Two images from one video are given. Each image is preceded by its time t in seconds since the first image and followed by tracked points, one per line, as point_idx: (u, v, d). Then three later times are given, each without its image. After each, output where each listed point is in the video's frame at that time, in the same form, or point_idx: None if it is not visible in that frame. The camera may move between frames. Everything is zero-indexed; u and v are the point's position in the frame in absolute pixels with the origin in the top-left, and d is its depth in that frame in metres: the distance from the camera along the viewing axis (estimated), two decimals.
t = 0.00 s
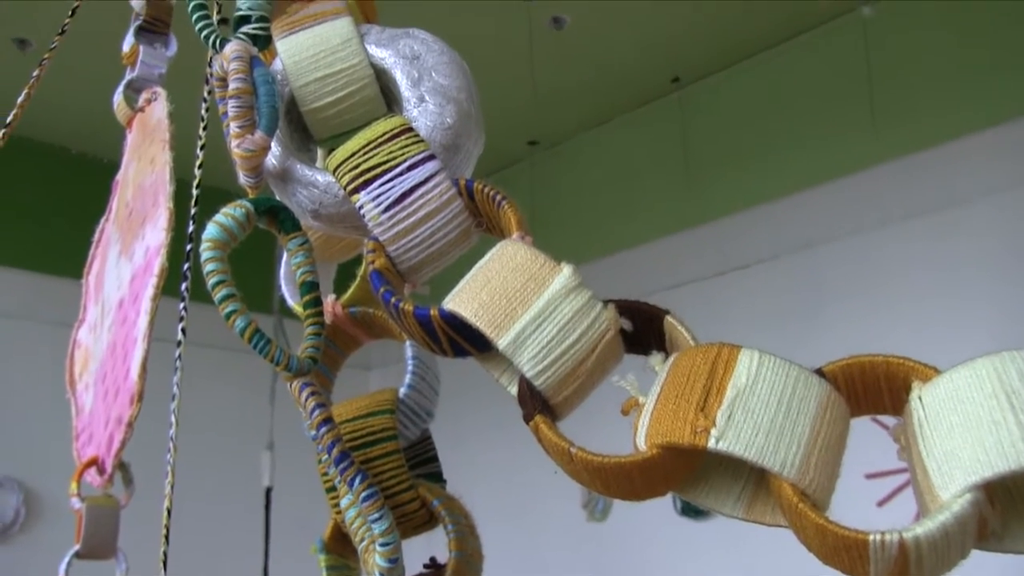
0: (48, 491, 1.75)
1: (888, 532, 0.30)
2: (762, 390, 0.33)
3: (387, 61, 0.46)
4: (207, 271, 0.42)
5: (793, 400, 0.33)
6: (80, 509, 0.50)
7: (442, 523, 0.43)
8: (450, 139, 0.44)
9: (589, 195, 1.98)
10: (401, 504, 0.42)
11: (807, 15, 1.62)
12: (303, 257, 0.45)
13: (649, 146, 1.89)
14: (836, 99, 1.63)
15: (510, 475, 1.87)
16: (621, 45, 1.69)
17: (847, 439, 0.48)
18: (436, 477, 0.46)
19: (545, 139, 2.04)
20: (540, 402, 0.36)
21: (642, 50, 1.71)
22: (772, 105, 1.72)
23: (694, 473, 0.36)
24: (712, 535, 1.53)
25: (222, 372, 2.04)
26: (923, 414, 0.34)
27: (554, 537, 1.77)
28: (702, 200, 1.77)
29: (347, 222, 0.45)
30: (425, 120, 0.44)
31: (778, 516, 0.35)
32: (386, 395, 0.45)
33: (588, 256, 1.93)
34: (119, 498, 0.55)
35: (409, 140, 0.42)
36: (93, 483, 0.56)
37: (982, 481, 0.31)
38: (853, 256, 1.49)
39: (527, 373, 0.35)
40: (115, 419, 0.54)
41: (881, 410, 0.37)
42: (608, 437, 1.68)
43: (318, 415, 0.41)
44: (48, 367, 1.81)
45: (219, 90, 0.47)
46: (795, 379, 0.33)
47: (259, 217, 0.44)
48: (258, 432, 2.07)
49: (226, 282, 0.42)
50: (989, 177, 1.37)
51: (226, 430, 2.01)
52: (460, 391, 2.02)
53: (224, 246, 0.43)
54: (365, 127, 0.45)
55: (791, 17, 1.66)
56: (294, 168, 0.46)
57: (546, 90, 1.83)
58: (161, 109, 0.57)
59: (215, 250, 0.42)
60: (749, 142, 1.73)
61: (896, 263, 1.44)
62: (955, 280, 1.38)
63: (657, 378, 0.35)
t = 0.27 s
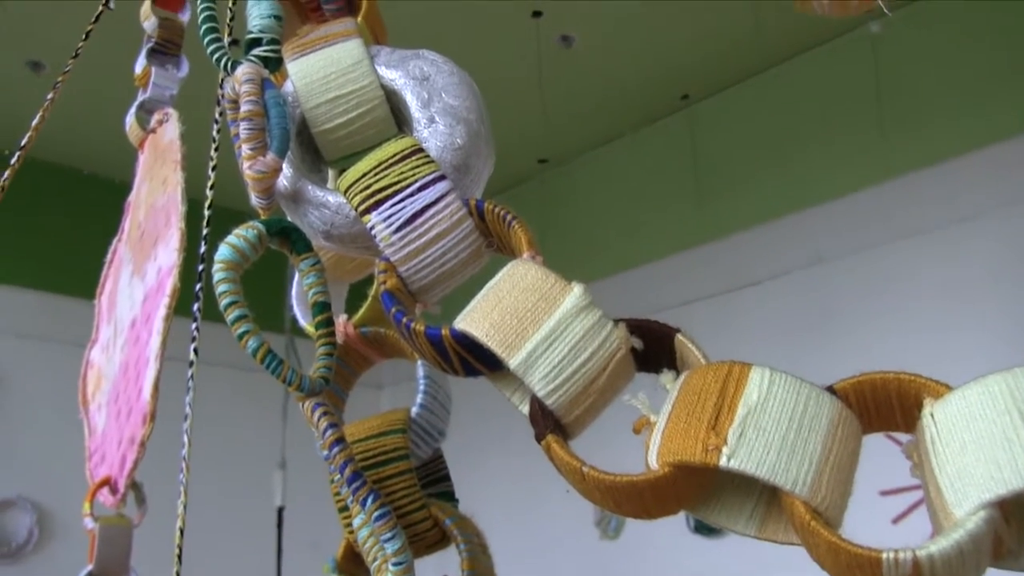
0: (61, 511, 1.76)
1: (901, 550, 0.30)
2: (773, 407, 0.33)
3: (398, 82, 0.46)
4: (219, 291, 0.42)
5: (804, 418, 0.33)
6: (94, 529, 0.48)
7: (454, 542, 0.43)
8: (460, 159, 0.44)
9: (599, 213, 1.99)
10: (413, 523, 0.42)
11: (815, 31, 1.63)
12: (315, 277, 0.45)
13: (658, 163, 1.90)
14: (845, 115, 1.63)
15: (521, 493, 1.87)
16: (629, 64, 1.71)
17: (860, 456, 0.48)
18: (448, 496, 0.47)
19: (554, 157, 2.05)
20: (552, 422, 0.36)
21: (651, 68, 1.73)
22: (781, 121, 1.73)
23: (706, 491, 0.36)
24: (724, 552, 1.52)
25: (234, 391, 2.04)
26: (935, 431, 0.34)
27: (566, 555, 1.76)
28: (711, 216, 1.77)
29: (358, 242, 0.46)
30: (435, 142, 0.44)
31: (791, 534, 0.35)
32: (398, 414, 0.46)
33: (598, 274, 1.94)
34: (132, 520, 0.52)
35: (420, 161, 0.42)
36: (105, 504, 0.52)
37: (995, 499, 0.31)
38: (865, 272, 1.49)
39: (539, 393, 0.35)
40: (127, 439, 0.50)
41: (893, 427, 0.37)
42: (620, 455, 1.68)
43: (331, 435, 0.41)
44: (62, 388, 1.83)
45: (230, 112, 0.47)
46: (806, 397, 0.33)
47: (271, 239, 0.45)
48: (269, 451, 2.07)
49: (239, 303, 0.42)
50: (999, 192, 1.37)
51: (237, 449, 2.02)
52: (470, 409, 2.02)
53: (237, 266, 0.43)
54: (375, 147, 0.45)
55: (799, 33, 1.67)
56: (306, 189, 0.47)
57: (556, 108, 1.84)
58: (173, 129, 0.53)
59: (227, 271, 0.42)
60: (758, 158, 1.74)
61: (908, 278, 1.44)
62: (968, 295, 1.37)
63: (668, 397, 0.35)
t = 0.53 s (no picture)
0: (73, 528, 1.78)
1: (915, 566, 0.30)
2: (784, 423, 0.33)
3: (408, 100, 0.46)
4: (231, 309, 0.42)
5: (816, 433, 0.33)
6: (106, 546, 0.48)
7: (466, 559, 0.43)
8: (470, 177, 0.44)
9: (609, 227, 1.99)
10: (425, 540, 0.42)
11: (824, 45, 1.64)
12: (326, 294, 0.45)
13: (669, 178, 1.90)
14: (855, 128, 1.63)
15: (533, 510, 1.86)
16: (638, 79, 1.71)
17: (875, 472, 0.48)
18: (461, 513, 0.47)
19: (565, 172, 2.06)
20: (563, 438, 0.36)
21: (660, 83, 1.73)
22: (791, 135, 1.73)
23: (718, 506, 0.36)
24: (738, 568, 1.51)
25: (245, 408, 2.05)
26: (948, 445, 0.33)
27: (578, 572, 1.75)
28: (722, 230, 1.77)
29: (370, 259, 0.46)
30: (446, 159, 0.45)
31: (805, 550, 0.35)
32: (410, 431, 0.46)
33: (609, 288, 1.94)
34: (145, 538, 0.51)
35: (430, 179, 0.43)
36: (117, 520, 0.51)
37: (1009, 513, 0.31)
38: (876, 285, 1.48)
39: (550, 409, 0.35)
40: (138, 457, 0.50)
41: (906, 442, 0.37)
42: (633, 470, 1.67)
43: (343, 452, 0.41)
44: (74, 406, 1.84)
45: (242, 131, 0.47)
46: (817, 412, 0.33)
47: (282, 256, 0.45)
48: (281, 468, 2.07)
49: (251, 320, 0.42)
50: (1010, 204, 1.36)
51: (248, 465, 2.02)
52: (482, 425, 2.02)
53: (249, 284, 0.43)
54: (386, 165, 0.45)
55: (807, 47, 1.67)
56: (317, 207, 0.47)
57: (566, 123, 1.85)
58: (185, 147, 0.53)
59: (239, 289, 0.43)
60: (769, 172, 1.74)
61: (921, 291, 1.43)
62: (981, 308, 1.37)
63: (680, 412, 0.35)
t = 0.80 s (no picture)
0: (82, 544, 1.79)
1: None
2: (793, 436, 0.33)
3: (416, 116, 0.47)
4: (241, 325, 0.43)
5: (824, 447, 0.33)
6: (116, 562, 0.48)
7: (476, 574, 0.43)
8: (479, 193, 0.44)
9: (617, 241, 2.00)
10: (435, 555, 0.42)
11: (831, 57, 1.64)
12: (336, 310, 0.45)
13: (676, 192, 1.91)
14: (863, 140, 1.64)
15: (543, 524, 1.86)
16: (645, 93, 1.72)
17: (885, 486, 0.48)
18: (471, 528, 0.47)
19: (572, 186, 2.07)
20: (572, 453, 0.36)
21: (667, 96, 1.74)
22: (798, 147, 1.73)
23: (728, 520, 0.36)
24: None
25: (255, 422, 2.06)
26: (956, 458, 0.33)
27: None
28: (730, 243, 1.78)
29: (379, 275, 0.46)
30: (454, 175, 0.45)
31: (815, 564, 0.35)
32: (420, 446, 0.46)
33: (618, 302, 1.94)
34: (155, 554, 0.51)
35: (439, 196, 0.43)
36: (127, 535, 0.51)
37: (1020, 526, 0.30)
38: (884, 297, 1.48)
39: (559, 424, 0.36)
40: (148, 471, 0.50)
41: (915, 455, 0.37)
42: (643, 483, 1.67)
43: (353, 467, 0.41)
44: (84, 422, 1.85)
45: (252, 148, 0.47)
46: (826, 425, 0.33)
47: (292, 272, 0.45)
48: (290, 483, 2.07)
49: (261, 336, 0.42)
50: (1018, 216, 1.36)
51: (258, 480, 2.02)
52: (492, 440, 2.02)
53: (259, 300, 0.43)
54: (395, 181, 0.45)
55: (814, 59, 1.68)
56: (326, 223, 0.47)
57: (573, 137, 1.85)
58: (194, 164, 0.53)
59: (249, 305, 0.43)
60: (777, 184, 1.74)
61: (931, 302, 1.42)
62: (992, 319, 1.36)
63: (688, 427, 0.35)
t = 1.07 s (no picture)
0: (88, 560, 1.78)
1: None
2: (799, 451, 0.33)
3: (422, 133, 0.47)
4: (249, 341, 0.43)
5: (830, 461, 0.33)
6: None
7: None
8: (485, 209, 0.45)
9: (623, 254, 2.00)
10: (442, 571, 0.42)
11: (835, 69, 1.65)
12: (343, 325, 0.45)
13: (681, 205, 1.91)
14: (868, 152, 1.64)
15: (550, 539, 1.85)
16: (650, 107, 1.73)
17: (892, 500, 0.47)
18: (478, 543, 0.47)
19: (578, 200, 2.07)
20: (579, 468, 0.36)
21: (672, 110, 1.75)
22: (803, 160, 1.73)
23: (735, 534, 0.36)
24: None
25: (261, 437, 2.06)
26: (964, 472, 0.33)
27: None
28: (735, 256, 1.78)
29: (385, 291, 0.46)
30: (460, 191, 0.45)
31: None
32: (427, 461, 0.46)
33: (624, 315, 1.94)
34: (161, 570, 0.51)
35: (445, 212, 0.43)
36: (133, 551, 0.51)
37: None
38: (891, 309, 1.48)
39: (565, 439, 0.36)
40: (155, 487, 0.49)
41: (922, 469, 0.37)
42: (651, 496, 1.66)
43: (360, 483, 0.41)
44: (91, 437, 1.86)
45: (259, 165, 0.48)
46: (831, 440, 0.33)
47: (299, 288, 0.45)
48: (296, 498, 2.07)
49: (268, 352, 0.43)
50: None
51: (264, 495, 2.02)
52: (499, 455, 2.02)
53: (266, 316, 0.44)
54: (401, 197, 0.46)
55: (818, 71, 1.68)
56: (333, 240, 0.47)
57: (578, 151, 1.86)
58: (201, 179, 0.53)
59: (256, 321, 0.43)
60: (782, 196, 1.74)
61: (938, 313, 1.42)
62: (999, 330, 1.36)
63: (694, 441, 0.35)
